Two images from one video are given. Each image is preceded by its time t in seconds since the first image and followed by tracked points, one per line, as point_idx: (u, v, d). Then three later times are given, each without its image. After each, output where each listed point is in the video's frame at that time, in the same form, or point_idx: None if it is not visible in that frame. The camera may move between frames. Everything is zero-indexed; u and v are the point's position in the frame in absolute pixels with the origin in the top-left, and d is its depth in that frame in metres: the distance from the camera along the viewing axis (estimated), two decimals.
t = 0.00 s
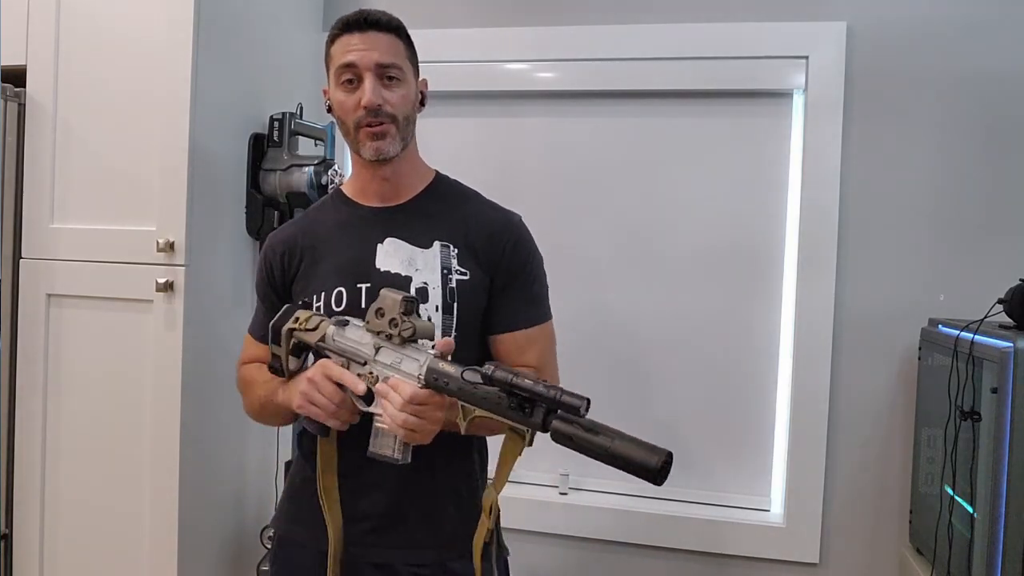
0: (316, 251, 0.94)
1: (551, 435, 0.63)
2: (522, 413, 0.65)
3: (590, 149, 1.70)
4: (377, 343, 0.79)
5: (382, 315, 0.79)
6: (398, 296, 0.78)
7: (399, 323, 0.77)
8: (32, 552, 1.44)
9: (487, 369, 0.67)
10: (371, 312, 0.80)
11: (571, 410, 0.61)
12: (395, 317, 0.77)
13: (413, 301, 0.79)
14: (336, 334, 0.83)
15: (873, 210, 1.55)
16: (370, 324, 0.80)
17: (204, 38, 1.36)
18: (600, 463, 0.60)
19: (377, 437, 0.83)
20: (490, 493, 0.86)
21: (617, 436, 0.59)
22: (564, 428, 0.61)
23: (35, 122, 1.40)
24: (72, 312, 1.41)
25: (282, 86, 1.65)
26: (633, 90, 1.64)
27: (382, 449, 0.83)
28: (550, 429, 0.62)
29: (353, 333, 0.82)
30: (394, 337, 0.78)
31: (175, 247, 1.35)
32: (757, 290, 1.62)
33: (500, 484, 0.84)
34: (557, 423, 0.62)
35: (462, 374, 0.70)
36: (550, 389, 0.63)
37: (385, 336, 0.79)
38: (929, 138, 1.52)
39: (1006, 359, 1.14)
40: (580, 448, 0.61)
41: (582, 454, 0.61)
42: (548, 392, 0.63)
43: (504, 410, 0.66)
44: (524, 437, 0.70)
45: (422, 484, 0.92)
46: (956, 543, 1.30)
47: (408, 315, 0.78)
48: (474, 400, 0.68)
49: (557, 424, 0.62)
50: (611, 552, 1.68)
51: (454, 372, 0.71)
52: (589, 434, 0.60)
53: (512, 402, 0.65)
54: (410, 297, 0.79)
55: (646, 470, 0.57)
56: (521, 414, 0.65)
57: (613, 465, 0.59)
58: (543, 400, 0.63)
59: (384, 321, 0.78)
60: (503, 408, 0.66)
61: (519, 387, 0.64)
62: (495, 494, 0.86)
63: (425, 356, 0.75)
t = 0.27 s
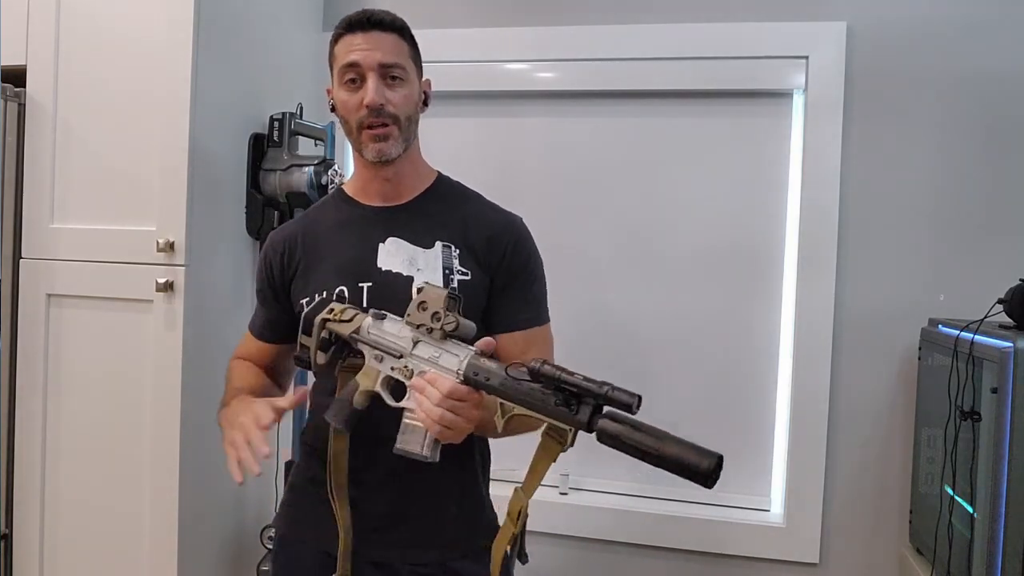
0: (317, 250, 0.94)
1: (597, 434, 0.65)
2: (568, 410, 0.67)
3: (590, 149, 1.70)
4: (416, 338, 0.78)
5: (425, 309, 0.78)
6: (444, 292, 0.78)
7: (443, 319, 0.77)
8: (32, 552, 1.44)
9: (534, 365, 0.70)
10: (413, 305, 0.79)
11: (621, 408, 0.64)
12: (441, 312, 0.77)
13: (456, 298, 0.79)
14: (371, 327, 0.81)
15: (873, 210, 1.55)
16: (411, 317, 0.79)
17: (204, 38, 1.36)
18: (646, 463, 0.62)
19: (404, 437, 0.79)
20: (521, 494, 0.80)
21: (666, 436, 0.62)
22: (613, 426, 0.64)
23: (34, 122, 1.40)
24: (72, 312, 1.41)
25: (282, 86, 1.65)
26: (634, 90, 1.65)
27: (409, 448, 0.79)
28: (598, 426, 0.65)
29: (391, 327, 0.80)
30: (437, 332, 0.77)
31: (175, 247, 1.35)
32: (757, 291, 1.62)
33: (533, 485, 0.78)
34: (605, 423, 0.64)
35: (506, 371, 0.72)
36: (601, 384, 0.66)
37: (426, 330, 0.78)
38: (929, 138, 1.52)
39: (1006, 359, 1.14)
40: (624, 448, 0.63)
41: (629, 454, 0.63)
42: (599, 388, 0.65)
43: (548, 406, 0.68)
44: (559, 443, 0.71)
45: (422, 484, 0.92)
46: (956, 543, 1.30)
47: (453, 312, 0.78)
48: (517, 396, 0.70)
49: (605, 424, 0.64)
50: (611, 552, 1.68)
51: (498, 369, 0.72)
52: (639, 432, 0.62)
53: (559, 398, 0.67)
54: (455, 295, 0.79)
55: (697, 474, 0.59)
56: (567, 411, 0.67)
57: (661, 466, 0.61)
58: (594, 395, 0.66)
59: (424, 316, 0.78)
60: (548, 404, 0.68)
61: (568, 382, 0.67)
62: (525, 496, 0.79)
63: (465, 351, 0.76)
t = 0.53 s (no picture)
0: (318, 247, 0.94)
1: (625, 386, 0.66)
2: (591, 365, 0.68)
3: (591, 149, 1.70)
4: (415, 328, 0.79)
5: (422, 298, 0.79)
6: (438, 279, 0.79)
7: (442, 305, 0.78)
8: (32, 553, 1.44)
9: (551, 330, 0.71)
10: (409, 296, 0.80)
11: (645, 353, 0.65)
12: (438, 299, 0.78)
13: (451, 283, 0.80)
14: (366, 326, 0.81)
15: (873, 211, 1.55)
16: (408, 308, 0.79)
17: (204, 38, 1.36)
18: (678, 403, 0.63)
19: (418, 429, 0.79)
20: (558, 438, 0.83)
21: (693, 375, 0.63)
22: (640, 373, 0.65)
23: (34, 122, 1.40)
24: (71, 313, 1.41)
25: (282, 86, 1.65)
26: (634, 90, 1.65)
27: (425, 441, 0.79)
28: (625, 376, 0.66)
29: (387, 322, 0.81)
30: (437, 319, 0.78)
31: (176, 247, 1.35)
32: (757, 291, 1.62)
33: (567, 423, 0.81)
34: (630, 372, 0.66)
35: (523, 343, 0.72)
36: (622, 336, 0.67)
37: (426, 319, 0.78)
38: (929, 137, 1.52)
39: (1006, 359, 1.14)
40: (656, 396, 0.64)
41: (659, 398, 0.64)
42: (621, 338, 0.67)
43: (570, 365, 0.69)
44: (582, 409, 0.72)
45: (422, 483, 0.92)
46: (956, 543, 1.30)
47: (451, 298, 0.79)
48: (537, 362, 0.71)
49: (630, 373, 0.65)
50: (611, 552, 1.68)
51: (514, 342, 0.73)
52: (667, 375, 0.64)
53: (580, 356, 0.69)
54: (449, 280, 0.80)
55: (731, 405, 0.61)
56: (589, 367, 0.68)
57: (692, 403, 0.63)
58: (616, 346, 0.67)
59: (424, 304, 0.79)
60: (569, 363, 0.69)
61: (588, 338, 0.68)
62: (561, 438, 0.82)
63: (472, 333, 0.76)
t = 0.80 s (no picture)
0: (321, 246, 0.94)
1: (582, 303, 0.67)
2: (541, 292, 0.69)
3: (591, 149, 1.70)
4: (384, 319, 0.82)
5: (384, 287, 0.82)
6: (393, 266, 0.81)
7: (399, 287, 0.80)
8: (32, 553, 1.44)
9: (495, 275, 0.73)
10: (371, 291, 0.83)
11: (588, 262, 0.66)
12: (394, 283, 0.80)
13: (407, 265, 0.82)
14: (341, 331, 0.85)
15: (872, 211, 1.55)
16: (374, 302, 0.83)
17: (204, 38, 1.36)
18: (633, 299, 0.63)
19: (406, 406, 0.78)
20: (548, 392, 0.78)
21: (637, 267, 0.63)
22: (588, 285, 0.65)
23: (34, 122, 1.40)
24: (71, 313, 1.41)
25: (282, 86, 1.65)
26: (634, 91, 1.65)
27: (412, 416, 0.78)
28: (575, 293, 0.66)
29: (360, 322, 0.84)
30: (401, 303, 0.81)
31: (175, 247, 1.35)
32: (757, 291, 1.62)
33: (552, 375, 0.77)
34: (581, 288, 0.66)
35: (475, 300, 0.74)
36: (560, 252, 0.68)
37: (390, 306, 0.81)
38: (929, 137, 1.52)
39: (1006, 359, 1.14)
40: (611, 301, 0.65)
41: (615, 301, 0.64)
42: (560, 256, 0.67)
43: (524, 299, 0.70)
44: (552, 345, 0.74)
45: (423, 481, 0.92)
46: (956, 543, 1.30)
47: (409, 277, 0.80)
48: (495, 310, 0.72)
49: (581, 289, 0.66)
50: (611, 551, 1.68)
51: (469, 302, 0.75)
52: (612, 277, 0.64)
53: (531, 287, 0.70)
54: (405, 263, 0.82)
55: (678, 279, 0.61)
56: (541, 294, 0.69)
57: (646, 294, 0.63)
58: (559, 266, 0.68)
59: (386, 292, 0.81)
60: (523, 298, 0.70)
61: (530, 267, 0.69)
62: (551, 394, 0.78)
63: (433, 306, 0.79)
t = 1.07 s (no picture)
0: (318, 248, 0.94)
1: (554, 300, 0.70)
2: (511, 294, 0.72)
3: (590, 149, 1.70)
4: (360, 333, 0.82)
5: (355, 303, 0.82)
6: (364, 280, 0.82)
7: (371, 300, 0.81)
8: (32, 553, 1.44)
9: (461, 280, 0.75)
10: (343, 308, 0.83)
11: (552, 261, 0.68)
12: (367, 296, 0.81)
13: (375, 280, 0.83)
14: (319, 349, 0.86)
15: (872, 210, 1.55)
16: (348, 316, 0.83)
17: (204, 38, 1.36)
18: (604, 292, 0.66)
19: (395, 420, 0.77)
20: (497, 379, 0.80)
21: (600, 260, 0.66)
22: (557, 285, 0.68)
23: (34, 122, 1.40)
24: (71, 313, 1.41)
25: (282, 86, 1.65)
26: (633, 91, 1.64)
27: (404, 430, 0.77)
28: (544, 291, 0.70)
29: (337, 338, 0.84)
30: (376, 315, 0.81)
31: (175, 247, 1.35)
32: (757, 290, 1.62)
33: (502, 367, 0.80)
34: (550, 287, 0.69)
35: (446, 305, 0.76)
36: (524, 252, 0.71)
37: (365, 318, 0.82)
38: (929, 138, 1.52)
39: (1006, 358, 1.14)
40: (579, 295, 0.68)
41: (587, 296, 0.68)
42: (525, 257, 0.70)
43: (495, 302, 0.73)
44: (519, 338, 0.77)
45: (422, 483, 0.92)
46: (956, 543, 1.30)
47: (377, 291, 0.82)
48: (467, 316, 0.74)
49: (550, 288, 0.69)
50: (610, 552, 1.68)
51: (439, 308, 0.76)
52: (576, 274, 0.67)
53: (501, 290, 0.73)
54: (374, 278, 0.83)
55: (642, 272, 0.64)
56: (511, 295, 0.72)
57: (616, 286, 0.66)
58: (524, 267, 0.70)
59: (358, 307, 0.82)
60: (494, 301, 0.73)
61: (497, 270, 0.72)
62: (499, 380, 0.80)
63: (408, 315, 0.79)
